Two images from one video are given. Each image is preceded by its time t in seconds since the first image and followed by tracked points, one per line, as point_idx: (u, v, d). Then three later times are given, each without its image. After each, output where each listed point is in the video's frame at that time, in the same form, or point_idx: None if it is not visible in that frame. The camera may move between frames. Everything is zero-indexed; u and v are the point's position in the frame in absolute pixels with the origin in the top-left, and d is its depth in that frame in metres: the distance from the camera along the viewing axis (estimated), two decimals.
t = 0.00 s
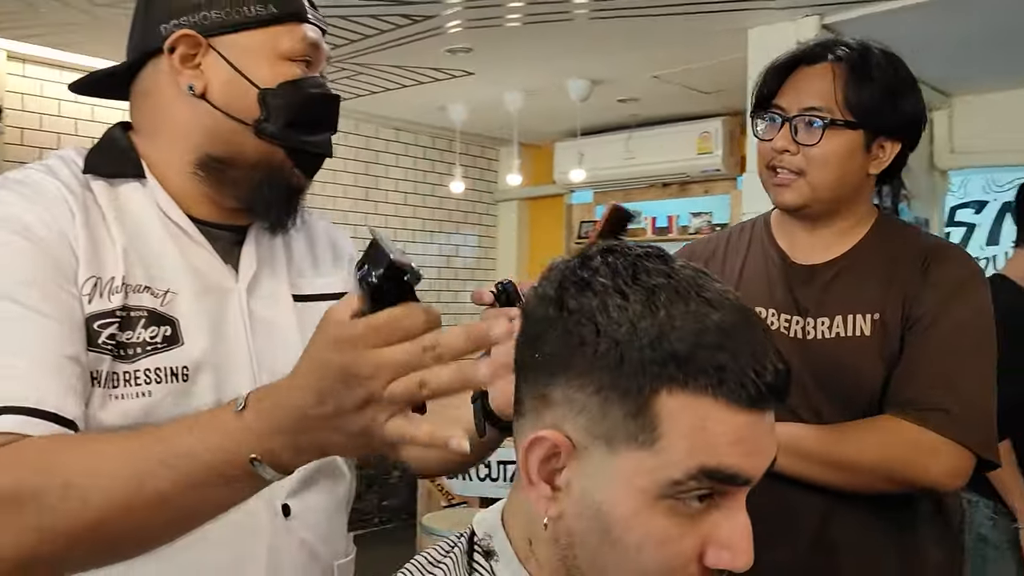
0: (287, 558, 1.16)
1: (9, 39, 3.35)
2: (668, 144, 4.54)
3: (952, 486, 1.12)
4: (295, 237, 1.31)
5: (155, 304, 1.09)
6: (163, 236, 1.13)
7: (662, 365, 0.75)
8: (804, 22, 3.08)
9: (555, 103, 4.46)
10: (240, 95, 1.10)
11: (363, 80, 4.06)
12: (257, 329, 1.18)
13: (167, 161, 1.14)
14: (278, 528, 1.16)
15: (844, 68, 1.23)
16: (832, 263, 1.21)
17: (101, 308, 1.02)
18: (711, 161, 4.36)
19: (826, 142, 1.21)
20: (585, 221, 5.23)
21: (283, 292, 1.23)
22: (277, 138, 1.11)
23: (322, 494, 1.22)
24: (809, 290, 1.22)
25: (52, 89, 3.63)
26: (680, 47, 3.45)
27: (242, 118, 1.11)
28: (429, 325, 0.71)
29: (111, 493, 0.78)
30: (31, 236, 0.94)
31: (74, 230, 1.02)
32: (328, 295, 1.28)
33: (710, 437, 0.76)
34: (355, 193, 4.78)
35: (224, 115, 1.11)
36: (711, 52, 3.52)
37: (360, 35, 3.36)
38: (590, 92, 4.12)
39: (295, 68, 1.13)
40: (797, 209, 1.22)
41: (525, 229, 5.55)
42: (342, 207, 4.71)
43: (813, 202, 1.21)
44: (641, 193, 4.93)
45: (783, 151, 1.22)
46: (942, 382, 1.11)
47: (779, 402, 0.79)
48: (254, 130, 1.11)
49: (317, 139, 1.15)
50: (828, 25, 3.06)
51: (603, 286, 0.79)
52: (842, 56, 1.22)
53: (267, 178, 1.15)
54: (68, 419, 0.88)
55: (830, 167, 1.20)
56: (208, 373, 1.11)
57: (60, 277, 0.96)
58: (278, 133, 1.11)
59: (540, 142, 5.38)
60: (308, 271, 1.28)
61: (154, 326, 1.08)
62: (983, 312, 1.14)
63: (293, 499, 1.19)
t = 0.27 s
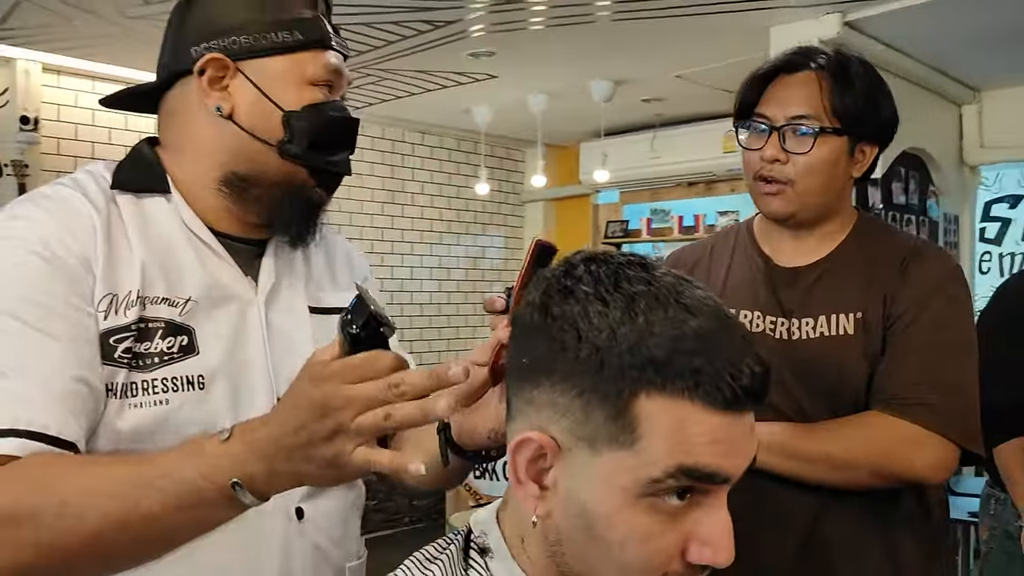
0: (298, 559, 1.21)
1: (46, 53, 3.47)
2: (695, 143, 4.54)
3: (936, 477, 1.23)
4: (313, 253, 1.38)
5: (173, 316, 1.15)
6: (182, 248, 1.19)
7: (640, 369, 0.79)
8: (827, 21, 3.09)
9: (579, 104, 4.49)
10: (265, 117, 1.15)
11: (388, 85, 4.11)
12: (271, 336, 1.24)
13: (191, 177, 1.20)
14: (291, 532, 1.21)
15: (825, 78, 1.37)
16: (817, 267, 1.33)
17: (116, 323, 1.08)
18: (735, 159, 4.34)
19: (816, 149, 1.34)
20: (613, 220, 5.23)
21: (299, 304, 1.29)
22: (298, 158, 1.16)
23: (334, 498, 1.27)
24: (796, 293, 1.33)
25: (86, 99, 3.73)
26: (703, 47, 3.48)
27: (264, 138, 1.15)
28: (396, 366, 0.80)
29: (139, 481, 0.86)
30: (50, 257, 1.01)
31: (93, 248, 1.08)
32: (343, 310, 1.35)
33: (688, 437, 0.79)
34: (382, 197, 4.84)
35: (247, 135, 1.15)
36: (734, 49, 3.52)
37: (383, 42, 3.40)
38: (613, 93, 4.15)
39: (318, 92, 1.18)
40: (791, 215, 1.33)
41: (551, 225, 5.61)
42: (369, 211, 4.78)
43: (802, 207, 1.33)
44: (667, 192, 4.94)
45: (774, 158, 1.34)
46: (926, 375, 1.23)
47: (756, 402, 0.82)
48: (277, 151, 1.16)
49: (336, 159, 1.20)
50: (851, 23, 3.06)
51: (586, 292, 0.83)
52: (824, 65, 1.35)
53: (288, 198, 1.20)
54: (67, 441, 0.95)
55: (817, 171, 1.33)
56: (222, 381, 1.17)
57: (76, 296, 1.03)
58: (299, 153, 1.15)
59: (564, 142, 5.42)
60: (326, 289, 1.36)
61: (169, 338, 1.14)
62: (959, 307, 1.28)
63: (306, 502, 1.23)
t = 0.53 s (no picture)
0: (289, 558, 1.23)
1: (56, 58, 3.52)
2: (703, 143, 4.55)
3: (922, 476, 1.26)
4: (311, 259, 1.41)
5: (168, 316, 1.17)
6: (178, 251, 1.22)
7: (610, 370, 0.81)
8: (833, 20, 3.08)
9: (587, 104, 4.51)
10: (234, 126, 1.17)
11: (396, 87, 4.14)
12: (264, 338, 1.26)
13: (183, 181, 1.22)
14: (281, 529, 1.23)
15: (803, 77, 1.42)
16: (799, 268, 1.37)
17: (110, 321, 1.10)
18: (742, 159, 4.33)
19: (790, 145, 1.38)
20: (622, 221, 5.21)
21: (296, 305, 1.33)
22: (262, 168, 1.17)
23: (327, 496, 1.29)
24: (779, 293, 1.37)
25: (96, 103, 3.77)
26: (710, 47, 3.50)
27: (230, 147, 1.17)
28: (362, 412, 0.79)
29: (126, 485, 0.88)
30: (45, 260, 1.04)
31: (89, 250, 1.11)
32: (340, 313, 1.38)
33: (660, 434, 0.81)
34: (389, 198, 4.86)
35: (220, 146, 1.18)
36: (739, 49, 3.52)
37: (389, 44, 3.43)
38: (620, 93, 4.16)
39: (290, 105, 1.18)
40: (767, 210, 1.38)
41: (559, 226, 5.63)
42: (377, 212, 4.82)
43: (780, 204, 1.38)
44: (676, 192, 4.91)
45: (751, 154, 1.39)
46: (906, 372, 1.26)
47: (727, 402, 0.84)
48: (242, 161, 1.17)
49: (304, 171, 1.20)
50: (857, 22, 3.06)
51: (559, 295, 0.85)
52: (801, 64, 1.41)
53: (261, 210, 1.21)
54: (51, 444, 0.97)
55: (794, 168, 1.38)
56: (216, 381, 1.19)
57: (71, 297, 1.05)
58: (264, 164, 1.17)
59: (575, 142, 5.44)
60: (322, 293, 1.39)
61: (165, 337, 1.16)
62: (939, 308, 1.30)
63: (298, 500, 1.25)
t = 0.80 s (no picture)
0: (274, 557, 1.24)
1: (55, 59, 3.53)
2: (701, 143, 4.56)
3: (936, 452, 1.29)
4: (301, 264, 1.42)
5: (157, 318, 1.18)
6: (169, 251, 1.23)
7: (577, 371, 0.82)
8: (829, 21, 3.09)
9: (585, 104, 4.51)
10: (207, 124, 1.18)
11: (394, 87, 4.14)
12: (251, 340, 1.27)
13: (167, 187, 1.25)
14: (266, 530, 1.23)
15: (769, 91, 1.47)
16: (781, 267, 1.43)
17: (97, 321, 1.11)
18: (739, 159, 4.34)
19: (754, 165, 1.42)
20: (622, 221, 5.26)
21: (284, 309, 1.34)
22: (230, 162, 1.17)
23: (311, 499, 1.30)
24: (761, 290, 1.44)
25: (95, 104, 3.78)
26: (707, 47, 3.50)
27: (202, 143, 1.19)
28: (324, 432, 0.80)
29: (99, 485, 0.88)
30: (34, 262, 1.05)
31: (80, 252, 1.12)
32: (329, 320, 1.38)
33: (626, 432, 0.81)
34: (389, 198, 4.87)
35: (195, 143, 1.20)
36: (736, 48, 3.52)
37: (386, 44, 3.43)
38: (618, 93, 4.16)
39: (262, 99, 1.18)
40: (737, 224, 1.43)
41: (560, 225, 5.63)
42: (376, 213, 4.83)
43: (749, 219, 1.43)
44: (675, 192, 4.92)
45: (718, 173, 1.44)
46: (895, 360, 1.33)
47: (695, 401, 0.85)
48: (212, 158, 1.18)
49: (273, 168, 1.19)
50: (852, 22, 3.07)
51: (528, 296, 0.87)
52: (765, 80, 1.46)
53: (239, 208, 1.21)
54: (27, 442, 0.98)
55: (761, 184, 1.42)
56: (203, 380, 1.20)
57: (58, 299, 1.06)
58: (234, 158, 1.17)
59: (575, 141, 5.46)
60: (313, 298, 1.39)
61: (153, 338, 1.17)
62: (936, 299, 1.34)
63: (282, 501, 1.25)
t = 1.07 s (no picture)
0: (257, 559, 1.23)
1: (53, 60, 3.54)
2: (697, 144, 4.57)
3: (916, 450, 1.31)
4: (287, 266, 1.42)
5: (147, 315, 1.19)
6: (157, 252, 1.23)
7: (548, 373, 0.83)
8: (824, 22, 3.10)
9: (582, 105, 4.52)
10: (191, 125, 1.17)
11: (391, 89, 4.15)
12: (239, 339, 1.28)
13: (156, 190, 1.26)
14: (252, 528, 1.22)
15: (771, 91, 1.46)
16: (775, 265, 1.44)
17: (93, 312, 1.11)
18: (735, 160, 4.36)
19: (762, 165, 1.42)
20: (619, 222, 5.21)
21: (270, 311, 1.34)
22: (213, 161, 1.14)
23: (294, 498, 1.31)
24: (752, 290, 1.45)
25: (93, 105, 3.80)
26: (704, 49, 3.52)
27: (186, 145, 1.18)
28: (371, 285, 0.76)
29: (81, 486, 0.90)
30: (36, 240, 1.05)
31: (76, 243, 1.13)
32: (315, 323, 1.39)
33: (598, 433, 0.83)
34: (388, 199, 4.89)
35: (179, 145, 1.19)
36: (731, 49, 3.54)
37: (383, 46, 3.45)
38: (615, 94, 4.17)
39: (245, 101, 1.17)
40: (740, 224, 1.44)
41: (558, 225, 5.65)
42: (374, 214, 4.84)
43: (751, 219, 1.43)
44: (673, 193, 4.93)
45: (723, 174, 1.43)
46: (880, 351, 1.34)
47: (666, 403, 0.86)
48: (196, 158, 1.16)
49: (255, 167, 1.14)
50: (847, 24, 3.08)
51: (502, 299, 0.88)
52: (769, 80, 1.45)
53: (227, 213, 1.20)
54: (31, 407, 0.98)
55: (765, 185, 1.41)
56: (191, 377, 1.20)
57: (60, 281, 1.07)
58: (216, 157, 1.14)
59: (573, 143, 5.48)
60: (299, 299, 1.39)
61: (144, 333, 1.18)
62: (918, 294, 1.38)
63: (265, 500, 1.25)
